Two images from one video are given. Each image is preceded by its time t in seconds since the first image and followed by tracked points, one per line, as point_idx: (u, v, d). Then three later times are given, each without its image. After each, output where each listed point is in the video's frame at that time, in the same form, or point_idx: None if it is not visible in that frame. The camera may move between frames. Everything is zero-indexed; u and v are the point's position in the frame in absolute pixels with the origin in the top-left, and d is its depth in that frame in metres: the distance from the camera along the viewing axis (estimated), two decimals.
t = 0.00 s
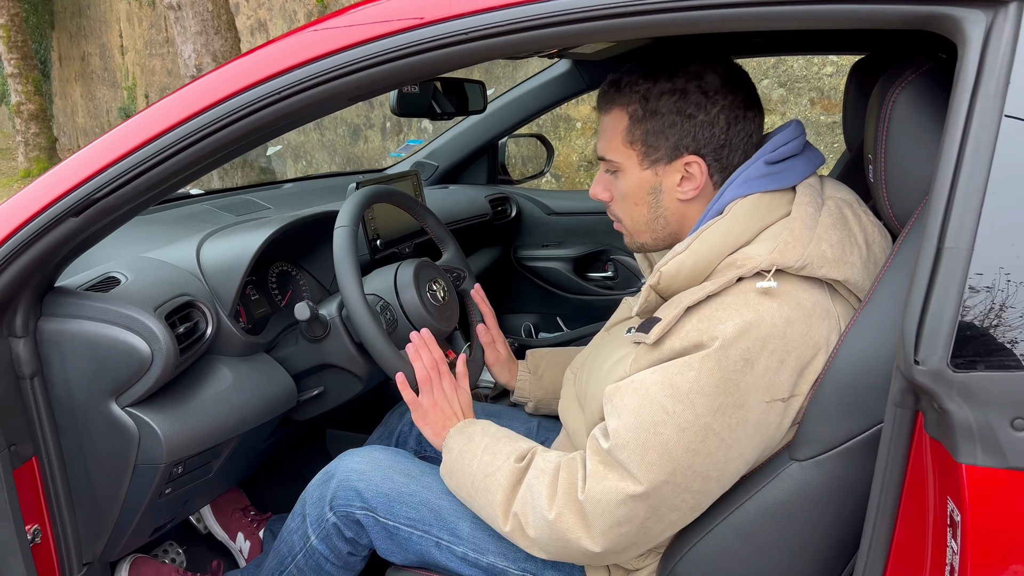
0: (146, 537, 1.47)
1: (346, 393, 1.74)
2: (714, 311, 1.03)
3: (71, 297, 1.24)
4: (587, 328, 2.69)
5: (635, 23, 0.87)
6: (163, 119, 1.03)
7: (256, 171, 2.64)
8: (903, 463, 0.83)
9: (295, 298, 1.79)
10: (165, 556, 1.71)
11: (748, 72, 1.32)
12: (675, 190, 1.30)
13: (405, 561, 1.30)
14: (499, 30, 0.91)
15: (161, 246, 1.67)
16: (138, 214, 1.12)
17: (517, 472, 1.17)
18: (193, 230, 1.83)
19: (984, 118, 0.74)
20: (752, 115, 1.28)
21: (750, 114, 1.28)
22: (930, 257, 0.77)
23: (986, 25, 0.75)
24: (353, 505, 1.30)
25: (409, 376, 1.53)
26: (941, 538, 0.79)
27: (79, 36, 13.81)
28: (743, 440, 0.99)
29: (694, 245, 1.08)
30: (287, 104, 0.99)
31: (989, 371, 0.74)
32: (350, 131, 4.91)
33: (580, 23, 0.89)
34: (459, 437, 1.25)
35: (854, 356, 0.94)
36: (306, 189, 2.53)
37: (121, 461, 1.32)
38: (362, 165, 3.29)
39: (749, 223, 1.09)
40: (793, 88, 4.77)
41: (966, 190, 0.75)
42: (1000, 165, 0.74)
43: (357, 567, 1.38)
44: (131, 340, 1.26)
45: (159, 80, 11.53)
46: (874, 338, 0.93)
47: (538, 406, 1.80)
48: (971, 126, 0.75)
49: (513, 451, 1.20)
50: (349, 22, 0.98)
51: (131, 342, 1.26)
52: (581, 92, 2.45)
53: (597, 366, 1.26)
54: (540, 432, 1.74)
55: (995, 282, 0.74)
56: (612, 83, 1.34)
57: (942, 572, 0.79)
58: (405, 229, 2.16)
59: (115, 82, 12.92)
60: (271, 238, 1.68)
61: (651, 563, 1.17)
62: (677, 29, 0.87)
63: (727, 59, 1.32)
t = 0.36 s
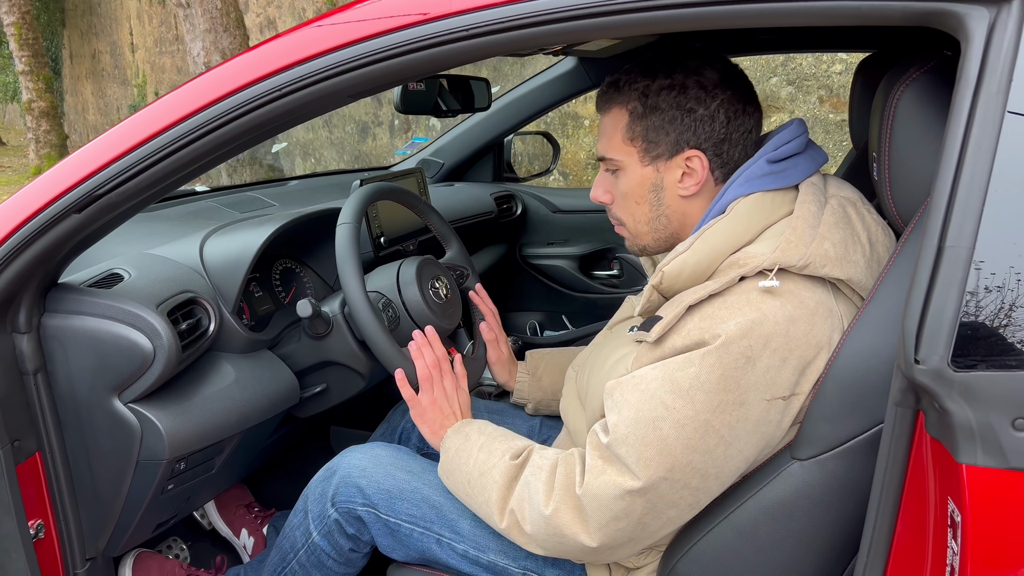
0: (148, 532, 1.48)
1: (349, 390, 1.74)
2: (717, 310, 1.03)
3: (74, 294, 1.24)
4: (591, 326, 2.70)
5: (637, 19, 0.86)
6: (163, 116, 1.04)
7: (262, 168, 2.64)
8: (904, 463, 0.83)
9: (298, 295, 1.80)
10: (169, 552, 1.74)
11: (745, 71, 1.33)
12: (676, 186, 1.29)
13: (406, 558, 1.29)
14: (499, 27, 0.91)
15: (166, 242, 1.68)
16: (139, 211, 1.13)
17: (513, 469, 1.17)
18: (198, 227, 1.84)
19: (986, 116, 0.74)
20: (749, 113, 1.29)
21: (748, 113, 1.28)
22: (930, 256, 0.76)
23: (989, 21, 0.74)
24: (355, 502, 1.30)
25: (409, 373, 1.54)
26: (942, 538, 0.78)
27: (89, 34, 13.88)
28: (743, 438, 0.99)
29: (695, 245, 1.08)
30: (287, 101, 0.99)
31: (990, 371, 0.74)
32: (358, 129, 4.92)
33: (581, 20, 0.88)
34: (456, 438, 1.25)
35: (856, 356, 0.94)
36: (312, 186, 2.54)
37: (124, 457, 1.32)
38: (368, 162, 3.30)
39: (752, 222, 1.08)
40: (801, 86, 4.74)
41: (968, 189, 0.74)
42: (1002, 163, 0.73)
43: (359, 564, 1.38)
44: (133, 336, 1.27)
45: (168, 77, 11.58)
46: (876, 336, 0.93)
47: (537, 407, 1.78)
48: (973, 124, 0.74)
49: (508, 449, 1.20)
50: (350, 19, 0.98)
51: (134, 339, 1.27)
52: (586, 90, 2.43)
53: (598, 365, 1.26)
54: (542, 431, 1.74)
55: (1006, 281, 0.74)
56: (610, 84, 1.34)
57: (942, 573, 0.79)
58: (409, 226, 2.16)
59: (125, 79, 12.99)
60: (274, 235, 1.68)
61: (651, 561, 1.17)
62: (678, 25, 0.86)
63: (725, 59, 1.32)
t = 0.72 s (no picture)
0: (147, 531, 1.48)
1: (348, 389, 1.74)
2: (717, 310, 1.02)
3: (73, 292, 1.24)
4: (592, 325, 2.70)
5: (636, 18, 0.86)
6: (162, 115, 1.04)
7: (264, 166, 2.65)
8: (902, 464, 0.82)
9: (298, 294, 1.81)
10: (168, 551, 1.75)
11: (740, 71, 1.32)
12: (667, 189, 1.29)
13: (405, 558, 1.29)
14: (498, 26, 0.91)
15: (166, 241, 1.68)
16: (138, 209, 1.13)
17: (506, 471, 1.16)
18: (198, 225, 1.84)
19: (985, 116, 0.73)
20: (743, 115, 1.27)
21: (740, 115, 1.26)
22: (929, 257, 0.76)
23: (989, 21, 0.74)
24: (353, 502, 1.30)
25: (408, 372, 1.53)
26: (940, 540, 0.78)
27: (92, 33, 13.89)
28: (742, 439, 0.98)
29: (696, 246, 1.08)
30: (285, 100, 0.99)
31: (989, 372, 0.73)
32: (361, 127, 4.92)
33: (580, 19, 0.88)
34: (448, 440, 1.25)
35: (855, 357, 0.93)
36: (313, 185, 2.54)
37: (123, 455, 1.32)
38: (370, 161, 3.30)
39: (752, 222, 1.08)
40: (804, 86, 4.74)
41: (967, 190, 0.74)
42: (1001, 163, 0.73)
43: (357, 564, 1.38)
44: (132, 335, 1.27)
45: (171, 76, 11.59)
46: (875, 337, 0.93)
47: (535, 410, 1.77)
48: (972, 123, 0.74)
49: (502, 450, 1.20)
50: (349, 18, 0.98)
51: (133, 337, 1.27)
52: (588, 89, 2.42)
53: (597, 364, 1.26)
54: (542, 431, 1.73)
55: (1010, 282, 0.74)
56: (606, 86, 1.35)
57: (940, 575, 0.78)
58: (410, 226, 2.16)
59: (128, 78, 13.01)
60: (274, 233, 1.68)
61: (650, 562, 1.17)
62: (677, 25, 0.86)
63: (722, 60, 1.31)
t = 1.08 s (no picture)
0: (148, 530, 1.48)
1: (349, 388, 1.74)
2: (716, 310, 1.02)
3: (75, 290, 1.24)
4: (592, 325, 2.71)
5: (639, 19, 0.87)
6: (165, 114, 1.04)
7: (263, 166, 2.65)
8: (902, 462, 0.83)
9: (299, 292, 1.81)
10: (169, 549, 1.75)
11: (735, 74, 1.32)
12: (655, 188, 1.30)
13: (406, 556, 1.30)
14: (501, 26, 0.91)
15: (166, 240, 1.68)
16: (140, 208, 1.13)
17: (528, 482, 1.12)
18: (198, 224, 1.84)
19: (985, 117, 0.74)
20: (732, 116, 1.26)
21: (729, 116, 1.26)
22: (929, 257, 0.76)
23: (989, 22, 0.75)
24: (355, 499, 1.31)
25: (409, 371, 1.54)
26: (940, 538, 0.79)
27: (90, 32, 13.87)
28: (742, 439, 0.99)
29: (693, 244, 1.08)
30: (288, 99, 0.99)
31: (988, 371, 0.74)
32: (359, 126, 4.91)
33: (583, 19, 0.89)
34: (463, 440, 1.19)
35: (855, 356, 0.94)
36: (312, 185, 2.54)
37: (125, 453, 1.33)
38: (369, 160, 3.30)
39: (749, 221, 1.08)
40: (803, 86, 4.75)
41: (967, 189, 0.74)
42: (1001, 163, 0.73)
43: (359, 562, 1.39)
44: (135, 333, 1.27)
45: (169, 75, 11.56)
46: (875, 337, 0.93)
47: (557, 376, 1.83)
48: (973, 124, 0.75)
49: (524, 458, 1.16)
50: (352, 17, 0.98)
51: (135, 335, 1.27)
52: (588, 88, 2.43)
53: (599, 365, 1.26)
54: (542, 429, 1.73)
55: (1007, 282, 0.74)
56: (602, 86, 1.37)
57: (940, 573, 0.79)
58: (410, 225, 2.17)
59: (125, 77, 13.00)
60: (276, 232, 1.68)
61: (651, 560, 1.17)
62: (678, 25, 0.87)
63: (717, 61, 1.32)
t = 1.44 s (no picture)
0: (146, 530, 1.48)
1: (348, 387, 1.75)
2: (721, 309, 1.02)
3: (76, 289, 1.24)
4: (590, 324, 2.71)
5: (641, 19, 0.87)
6: (165, 114, 1.04)
7: (261, 165, 2.65)
8: (901, 462, 0.84)
9: (298, 292, 1.81)
10: (167, 548, 1.75)
11: (738, 70, 1.32)
12: (661, 184, 1.30)
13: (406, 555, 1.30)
14: (504, 26, 0.91)
15: (166, 239, 1.68)
16: (141, 207, 1.13)
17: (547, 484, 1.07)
18: (197, 224, 1.84)
19: (984, 118, 0.74)
20: (736, 109, 1.26)
21: (732, 109, 1.26)
22: (928, 257, 0.77)
23: (988, 24, 0.75)
24: (354, 499, 1.31)
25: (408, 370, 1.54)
26: (938, 537, 0.79)
27: (86, 31, 13.85)
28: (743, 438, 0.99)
29: (698, 240, 1.09)
30: (289, 99, 0.99)
31: (987, 370, 0.75)
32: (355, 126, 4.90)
33: (585, 20, 0.89)
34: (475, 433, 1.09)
35: (853, 355, 0.95)
36: (311, 184, 2.54)
37: (124, 451, 1.33)
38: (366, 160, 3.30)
39: (754, 218, 1.09)
40: (798, 87, 4.77)
41: (966, 189, 0.75)
42: (1001, 163, 0.74)
43: (358, 561, 1.39)
44: (134, 332, 1.27)
45: (164, 74, 11.53)
46: (873, 337, 0.94)
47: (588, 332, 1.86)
48: (972, 124, 0.75)
49: (543, 456, 1.09)
50: (353, 17, 0.99)
51: (135, 334, 1.27)
52: (586, 89, 2.43)
53: (601, 364, 1.26)
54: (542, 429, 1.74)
55: (1002, 282, 0.75)
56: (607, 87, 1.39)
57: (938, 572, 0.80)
58: (410, 224, 2.17)
59: (120, 76, 12.97)
60: (276, 230, 1.69)
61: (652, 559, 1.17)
62: (680, 26, 0.87)
63: (720, 59, 1.33)
